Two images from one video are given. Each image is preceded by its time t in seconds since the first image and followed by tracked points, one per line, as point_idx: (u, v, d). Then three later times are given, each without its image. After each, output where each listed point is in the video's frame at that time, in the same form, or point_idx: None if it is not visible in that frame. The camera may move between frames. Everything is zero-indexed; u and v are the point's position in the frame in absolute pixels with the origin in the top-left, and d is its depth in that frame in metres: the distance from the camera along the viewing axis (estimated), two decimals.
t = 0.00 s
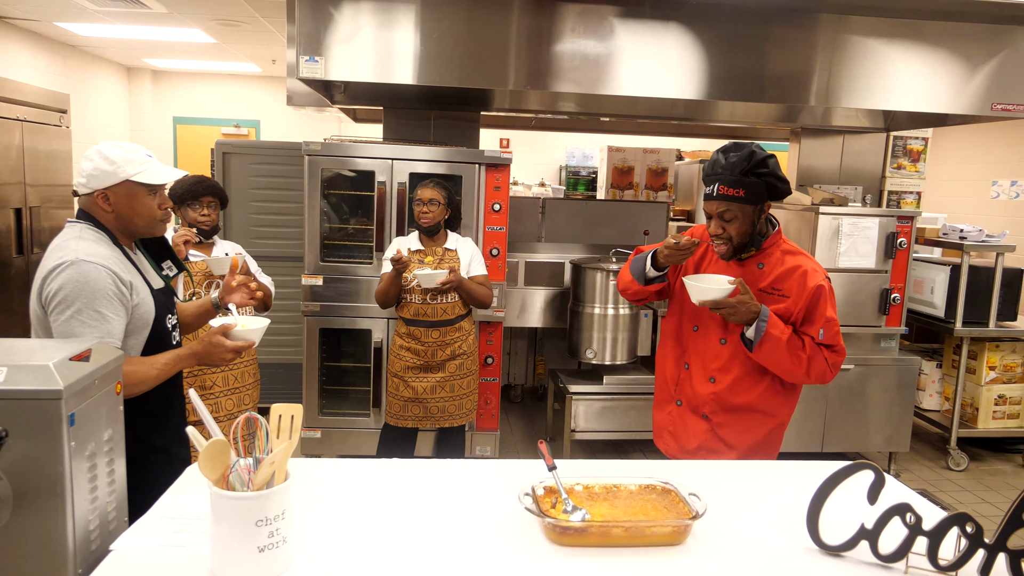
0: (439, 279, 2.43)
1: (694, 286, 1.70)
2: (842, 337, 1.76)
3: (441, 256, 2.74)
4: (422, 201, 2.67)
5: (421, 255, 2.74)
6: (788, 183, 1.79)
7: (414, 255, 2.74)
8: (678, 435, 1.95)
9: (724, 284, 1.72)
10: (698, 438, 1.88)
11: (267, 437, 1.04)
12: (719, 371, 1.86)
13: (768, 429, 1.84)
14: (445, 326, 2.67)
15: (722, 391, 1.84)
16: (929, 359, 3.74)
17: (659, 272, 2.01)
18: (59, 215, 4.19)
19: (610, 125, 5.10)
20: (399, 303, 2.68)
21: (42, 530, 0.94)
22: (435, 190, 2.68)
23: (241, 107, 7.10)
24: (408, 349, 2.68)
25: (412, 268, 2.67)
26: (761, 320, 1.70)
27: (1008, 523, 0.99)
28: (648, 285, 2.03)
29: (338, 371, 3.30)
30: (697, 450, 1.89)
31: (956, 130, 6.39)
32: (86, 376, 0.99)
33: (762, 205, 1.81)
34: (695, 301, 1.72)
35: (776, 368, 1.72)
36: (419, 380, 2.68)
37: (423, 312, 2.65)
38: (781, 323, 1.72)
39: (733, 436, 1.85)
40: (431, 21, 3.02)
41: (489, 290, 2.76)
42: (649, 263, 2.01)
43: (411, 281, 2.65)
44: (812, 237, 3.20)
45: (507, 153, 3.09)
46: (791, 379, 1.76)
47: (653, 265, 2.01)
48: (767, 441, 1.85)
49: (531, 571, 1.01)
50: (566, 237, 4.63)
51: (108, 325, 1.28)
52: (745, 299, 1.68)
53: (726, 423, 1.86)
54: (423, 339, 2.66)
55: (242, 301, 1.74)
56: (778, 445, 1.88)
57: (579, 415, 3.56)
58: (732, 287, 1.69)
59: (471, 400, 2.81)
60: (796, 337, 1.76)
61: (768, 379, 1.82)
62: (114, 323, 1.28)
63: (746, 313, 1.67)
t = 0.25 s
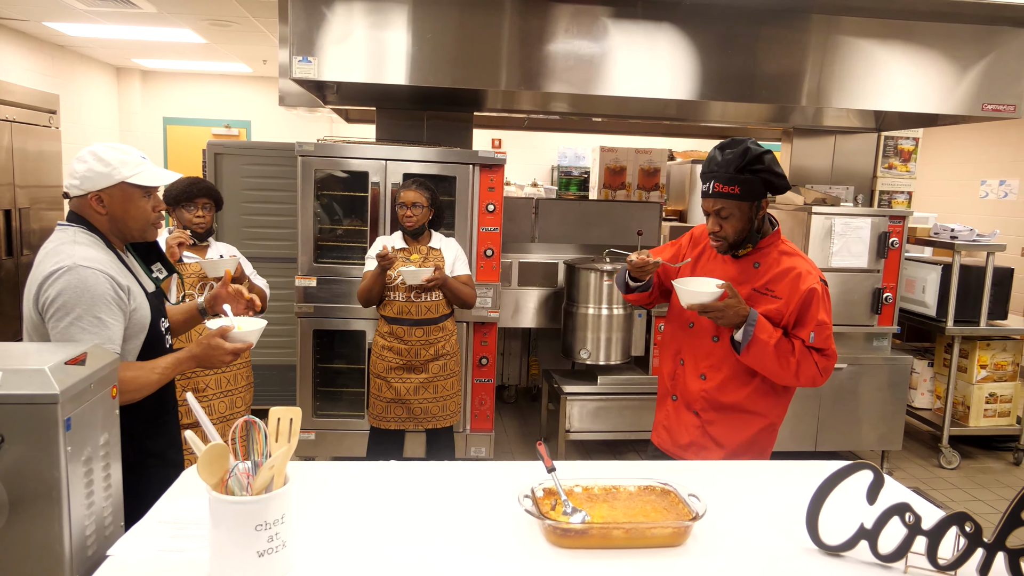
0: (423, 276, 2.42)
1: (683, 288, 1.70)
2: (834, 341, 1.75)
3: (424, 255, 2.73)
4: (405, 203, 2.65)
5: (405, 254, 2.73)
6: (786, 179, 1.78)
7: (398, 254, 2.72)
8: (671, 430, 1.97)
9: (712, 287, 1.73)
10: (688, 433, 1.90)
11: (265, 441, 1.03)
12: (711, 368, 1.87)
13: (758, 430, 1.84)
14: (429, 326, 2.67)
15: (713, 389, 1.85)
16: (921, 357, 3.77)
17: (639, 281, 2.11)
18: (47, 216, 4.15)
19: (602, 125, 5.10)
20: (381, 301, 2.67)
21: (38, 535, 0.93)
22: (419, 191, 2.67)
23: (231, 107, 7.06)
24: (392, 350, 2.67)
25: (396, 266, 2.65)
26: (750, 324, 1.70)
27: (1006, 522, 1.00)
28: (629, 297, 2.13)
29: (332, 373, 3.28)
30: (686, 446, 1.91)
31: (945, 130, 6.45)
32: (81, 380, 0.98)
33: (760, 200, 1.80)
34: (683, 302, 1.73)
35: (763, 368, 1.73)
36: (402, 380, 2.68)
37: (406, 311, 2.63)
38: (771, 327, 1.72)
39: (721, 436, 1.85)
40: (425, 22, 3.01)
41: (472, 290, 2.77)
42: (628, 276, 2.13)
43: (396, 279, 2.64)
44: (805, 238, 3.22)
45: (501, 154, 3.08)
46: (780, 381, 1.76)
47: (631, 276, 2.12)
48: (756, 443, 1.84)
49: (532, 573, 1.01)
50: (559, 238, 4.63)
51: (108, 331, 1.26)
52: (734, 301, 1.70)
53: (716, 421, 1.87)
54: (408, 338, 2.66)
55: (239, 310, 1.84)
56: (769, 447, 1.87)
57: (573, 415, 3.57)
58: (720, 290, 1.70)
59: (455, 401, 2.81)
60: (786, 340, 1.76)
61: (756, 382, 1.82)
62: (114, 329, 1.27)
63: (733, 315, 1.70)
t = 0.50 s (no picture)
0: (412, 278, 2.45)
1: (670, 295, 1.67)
2: (823, 342, 1.76)
3: (412, 256, 2.75)
4: (393, 202, 2.71)
5: (393, 254, 2.75)
6: (785, 178, 1.79)
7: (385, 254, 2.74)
8: (663, 427, 2.00)
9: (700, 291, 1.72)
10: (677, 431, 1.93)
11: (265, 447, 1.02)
12: (700, 367, 1.89)
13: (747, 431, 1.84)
14: (416, 328, 2.70)
15: (702, 387, 1.88)
16: (919, 358, 3.77)
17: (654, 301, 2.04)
18: (43, 217, 4.13)
19: (600, 126, 5.10)
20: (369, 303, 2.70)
21: (35, 542, 0.92)
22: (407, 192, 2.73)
23: (228, 108, 7.04)
24: (378, 352, 2.69)
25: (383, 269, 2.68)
26: (737, 329, 1.71)
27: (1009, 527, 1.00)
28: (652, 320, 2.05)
29: (330, 375, 3.27)
30: (676, 443, 1.94)
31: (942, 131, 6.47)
32: (79, 386, 0.96)
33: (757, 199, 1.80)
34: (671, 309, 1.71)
35: (750, 368, 1.73)
36: (389, 383, 2.71)
37: (394, 312, 2.66)
38: (758, 330, 1.73)
39: (709, 436, 1.86)
40: (424, 23, 3.01)
41: (460, 291, 2.84)
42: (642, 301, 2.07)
43: (383, 281, 2.68)
44: (803, 239, 3.21)
45: (499, 155, 3.08)
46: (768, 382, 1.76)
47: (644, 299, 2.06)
48: (745, 443, 1.84)
49: None
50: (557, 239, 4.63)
51: (109, 336, 1.25)
52: (720, 308, 1.70)
53: (705, 421, 1.88)
54: (395, 341, 2.68)
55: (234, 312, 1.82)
56: (760, 447, 1.87)
57: (571, 417, 3.56)
58: (706, 294, 1.67)
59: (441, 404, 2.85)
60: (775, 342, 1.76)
61: (743, 383, 1.83)
62: (115, 334, 1.25)
63: (720, 320, 1.70)
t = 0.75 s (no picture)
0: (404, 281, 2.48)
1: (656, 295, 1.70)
2: (805, 337, 1.75)
3: (404, 259, 2.76)
4: (384, 206, 2.71)
5: (384, 257, 2.76)
6: (769, 177, 1.80)
7: (377, 257, 2.75)
8: (655, 423, 2.02)
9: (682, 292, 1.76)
10: (667, 427, 1.94)
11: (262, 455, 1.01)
12: (686, 363, 1.91)
13: (734, 427, 1.84)
14: (409, 330, 2.74)
15: (689, 383, 1.89)
16: (920, 361, 3.76)
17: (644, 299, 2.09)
18: (41, 219, 4.11)
19: (600, 127, 5.09)
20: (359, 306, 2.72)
21: (29, 552, 0.90)
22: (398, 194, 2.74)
23: (227, 109, 7.03)
24: (372, 356, 2.73)
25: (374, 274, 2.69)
26: (719, 328, 1.72)
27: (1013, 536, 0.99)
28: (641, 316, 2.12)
29: (329, 378, 3.26)
30: (667, 440, 1.95)
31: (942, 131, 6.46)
32: (74, 394, 0.95)
33: (743, 197, 1.81)
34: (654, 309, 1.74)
35: (733, 364, 1.73)
36: (382, 386, 2.75)
37: (387, 316, 2.70)
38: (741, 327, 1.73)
39: (697, 432, 1.87)
40: (423, 24, 2.99)
41: (450, 294, 2.86)
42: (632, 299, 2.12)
43: (375, 284, 2.70)
44: (803, 241, 3.20)
45: (499, 157, 3.06)
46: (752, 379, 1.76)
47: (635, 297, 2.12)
48: (733, 439, 1.84)
49: None
50: (556, 241, 4.62)
51: (107, 342, 1.24)
52: (701, 305, 1.73)
53: (693, 417, 1.89)
54: (387, 344, 2.72)
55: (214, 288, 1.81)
56: (748, 442, 1.87)
57: (571, 420, 3.55)
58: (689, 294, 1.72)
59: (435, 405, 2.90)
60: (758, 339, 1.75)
61: (727, 379, 1.83)
62: (113, 341, 1.24)
63: (702, 319, 1.73)
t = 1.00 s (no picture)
0: (402, 287, 2.48)
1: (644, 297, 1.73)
2: (791, 324, 1.81)
3: (401, 262, 2.76)
4: (380, 209, 2.69)
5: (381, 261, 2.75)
6: (747, 174, 1.89)
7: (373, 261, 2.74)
8: (651, 424, 2.05)
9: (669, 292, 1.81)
10: (664, 425, 1.97)
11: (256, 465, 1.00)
12: (680, 360, 1.95)
13: (730, 419, 1.89)
14: (406, 333, 2.73)
15: (684, 380, 1.93)
16: (923, 362, 3.74)
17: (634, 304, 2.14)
18: (42, 221, 4.11)
19: (602, 128, 5.07)
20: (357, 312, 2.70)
21: (20, 563, 0.89)
22: (394, 198, 2.72)
23: (229, 110, 7.03)
24: (370, 360, 2.72)
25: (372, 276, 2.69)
26: (708, 324, 1.77)
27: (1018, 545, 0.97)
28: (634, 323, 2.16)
29: (329, 381, 3.25)
30: (664, 438, 1.98)
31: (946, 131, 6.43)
32: (66, 403, 0.94)
33: (723, 194, 1.89)
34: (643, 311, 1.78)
35: (725, 357, 1.78)
36: (379, 390, 2.74)
37: (384, 320, 2.69)
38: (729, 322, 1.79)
39: (695, 426, 1.91)
40: (424, 26, 2.98)
41: (447, 296, 2.86)
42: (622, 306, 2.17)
43: (371, 288, 2.69)
44: (806, 243, 3.18)
45: (499, 159, 3.05)
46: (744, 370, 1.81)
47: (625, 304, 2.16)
48: (730, 431, 1.89)
49: None
50: (557, 242, 4.61)
51: (98, 349, 1.23)
52: (689, 305, 1.78)
53: (689, 413, 1.93)
54: (385, 347, 2.71)
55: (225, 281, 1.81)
56: (744, 433, 1.91)
57: (573, 423, 3.53)
58: (676, 294, 1.77)
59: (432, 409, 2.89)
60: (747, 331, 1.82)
61: (720, 372, 1.87)
62: (104, 347, 1.23)
63: (692, 317, 1.78)
